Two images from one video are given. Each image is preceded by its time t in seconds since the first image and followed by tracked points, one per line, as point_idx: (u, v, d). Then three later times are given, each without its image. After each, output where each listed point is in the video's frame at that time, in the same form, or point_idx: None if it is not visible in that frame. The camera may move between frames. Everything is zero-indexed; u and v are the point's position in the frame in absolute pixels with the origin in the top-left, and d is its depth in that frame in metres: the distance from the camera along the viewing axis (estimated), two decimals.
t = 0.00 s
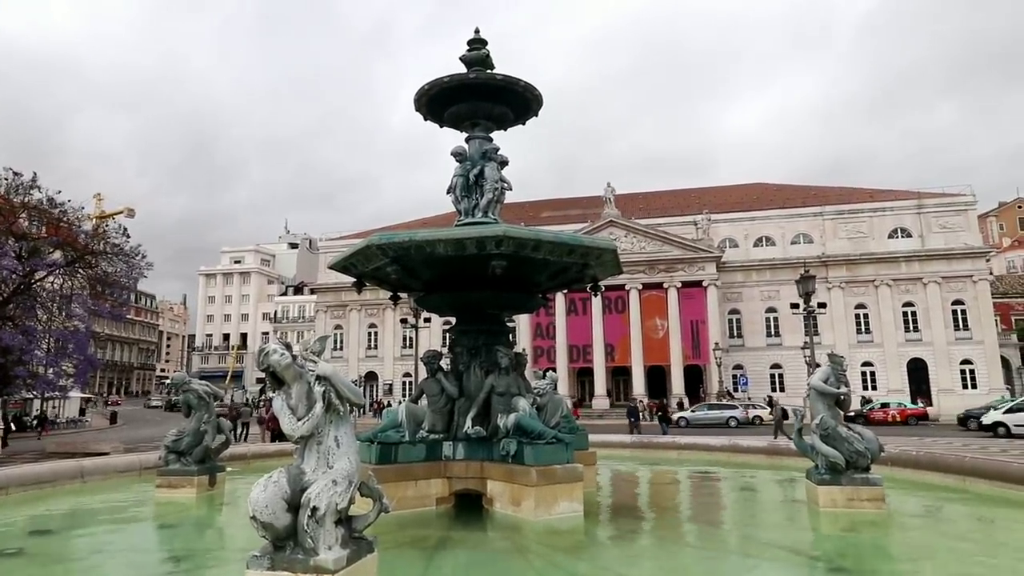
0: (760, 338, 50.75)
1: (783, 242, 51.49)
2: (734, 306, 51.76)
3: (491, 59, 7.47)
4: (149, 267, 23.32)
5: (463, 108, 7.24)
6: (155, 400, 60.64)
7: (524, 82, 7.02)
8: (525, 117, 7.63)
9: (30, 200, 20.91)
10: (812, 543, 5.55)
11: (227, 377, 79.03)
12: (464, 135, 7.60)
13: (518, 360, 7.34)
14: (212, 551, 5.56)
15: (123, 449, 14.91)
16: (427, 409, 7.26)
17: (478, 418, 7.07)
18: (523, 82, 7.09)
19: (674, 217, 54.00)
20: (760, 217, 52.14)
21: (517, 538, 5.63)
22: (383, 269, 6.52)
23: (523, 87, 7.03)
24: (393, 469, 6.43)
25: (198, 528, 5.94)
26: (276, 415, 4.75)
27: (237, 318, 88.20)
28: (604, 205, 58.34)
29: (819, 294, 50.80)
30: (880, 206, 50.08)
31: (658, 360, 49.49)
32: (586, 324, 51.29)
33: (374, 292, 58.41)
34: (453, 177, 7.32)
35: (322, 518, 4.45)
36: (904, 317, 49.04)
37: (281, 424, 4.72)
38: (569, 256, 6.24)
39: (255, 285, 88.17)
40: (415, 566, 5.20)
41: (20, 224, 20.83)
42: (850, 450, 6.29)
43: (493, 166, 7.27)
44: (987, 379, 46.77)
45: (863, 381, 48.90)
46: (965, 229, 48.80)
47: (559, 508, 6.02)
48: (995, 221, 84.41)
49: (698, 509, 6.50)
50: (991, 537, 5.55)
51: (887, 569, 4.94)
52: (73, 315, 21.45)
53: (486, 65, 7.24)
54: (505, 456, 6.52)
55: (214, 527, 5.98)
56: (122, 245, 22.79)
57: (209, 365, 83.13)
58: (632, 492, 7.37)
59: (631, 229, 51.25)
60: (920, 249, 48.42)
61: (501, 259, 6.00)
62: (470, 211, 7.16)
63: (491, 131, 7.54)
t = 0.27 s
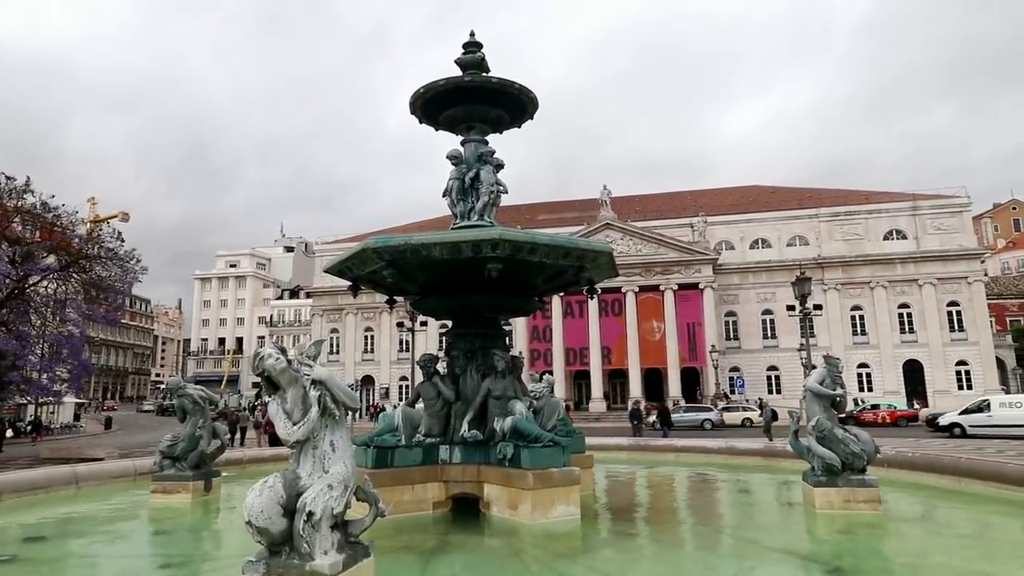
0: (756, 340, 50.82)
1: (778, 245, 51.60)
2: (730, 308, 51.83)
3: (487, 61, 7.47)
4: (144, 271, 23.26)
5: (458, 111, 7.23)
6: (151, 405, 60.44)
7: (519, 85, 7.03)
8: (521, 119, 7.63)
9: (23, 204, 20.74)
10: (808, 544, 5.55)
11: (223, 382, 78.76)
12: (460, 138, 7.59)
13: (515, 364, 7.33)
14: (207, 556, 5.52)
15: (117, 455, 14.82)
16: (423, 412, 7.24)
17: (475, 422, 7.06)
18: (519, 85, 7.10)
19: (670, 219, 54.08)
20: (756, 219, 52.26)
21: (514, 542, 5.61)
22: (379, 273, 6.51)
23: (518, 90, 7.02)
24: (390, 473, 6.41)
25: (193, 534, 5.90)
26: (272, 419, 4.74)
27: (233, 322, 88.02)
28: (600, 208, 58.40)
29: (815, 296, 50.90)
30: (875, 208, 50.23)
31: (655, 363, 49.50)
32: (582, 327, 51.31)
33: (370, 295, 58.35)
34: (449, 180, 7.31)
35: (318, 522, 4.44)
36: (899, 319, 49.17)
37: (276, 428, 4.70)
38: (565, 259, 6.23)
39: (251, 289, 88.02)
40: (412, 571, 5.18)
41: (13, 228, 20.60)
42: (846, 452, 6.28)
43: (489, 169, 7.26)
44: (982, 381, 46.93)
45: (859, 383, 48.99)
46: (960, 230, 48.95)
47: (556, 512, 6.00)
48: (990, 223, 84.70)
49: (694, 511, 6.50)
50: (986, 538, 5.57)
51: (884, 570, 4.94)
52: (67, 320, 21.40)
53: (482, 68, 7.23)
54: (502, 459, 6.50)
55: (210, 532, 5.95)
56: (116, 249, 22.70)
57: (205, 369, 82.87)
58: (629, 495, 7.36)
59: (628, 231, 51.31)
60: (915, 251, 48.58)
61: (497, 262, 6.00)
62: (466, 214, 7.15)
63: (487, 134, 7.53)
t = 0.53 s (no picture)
0: (752, 341, 50.90)
1: (774, 246, 51.70)
2: (726, 309, 51.89)
3: (482, 62, 7.45)
4: (139, 273, 23.17)
5: (454, 112, 7.22)
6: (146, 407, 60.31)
7: (515, 87, 7.02)
8: (516, 121, 7.63)
9: (17, 206, 20.50)
10: (803, 545, 5.58)
11: (219, 383, 78.58)
12: (455, 139, 7.58)
13: (510, 365, 7.36)
14: (203, 557, 5.54)
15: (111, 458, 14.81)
16: (419, 414, 7.24)
17: (471, 423, 7.07)
18: (514, 87, 7.09)
19: (666, 220, 54.16)
20: (751, 220, 52.35)
21: (509, 542, 5.63)
22: (374, 274, 6.51)
23: (514, 91, 7.02)
24: (385, 474, 6.41)
25: (189, 535, 5.92)
26: (267, 421, 4.74)
27: (229, 324, 87.94)
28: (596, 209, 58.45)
29: (810, 297, 50.99)
30: (870, 209, 50.38)
31: (651, 364, 49.57)
32: (578, 328, 51.37)
33: (367, 297, 58.32)
34: (445, 182, 7.31)
35: (313, 524, 4.45)
36: (894, 320, 49.31)
37: (271, 430, 4.71)
38: (561, 260, 6.24)
39: (246, 291, 87.90)
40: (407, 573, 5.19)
41: (8, 230, 20.40)
42: (841, 452, 6.30)
43: (485, 170, 7.26)
44: (976, 381, 47.14)
45: (854, 383, 49.13)
46: (954, 232, 49.13)
47: (552, 513, 6.01)
48: (983, 225, 84.88)
49: (690, 512, 6.51)
50: (979, 538, 5.59)
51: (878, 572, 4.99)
52: (62, 322, 21.59)
53: (477, 69, 7.22)
54: (497, 460, 6.50)
55: (206, 534, 5.95)
56: (111, 251, 22.69)
57: (201, 372, 82.71)
58: (625, 496, 7.36)
59: (624, 233, 51.37)
60: (910, 252, 48.73)
61: (493, 264, 6.00)
62: (461, 215, 7.14)
63: (482, 135, 7.51)
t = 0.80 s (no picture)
0: (752, 341, 50.90)
1: (773, 246, 51.67)
2: (725, 309, 51.88)
3: (480, 62, 7.45)
4: (138, 274, 23.21)
5: (453, 112, 7.21)
6: (146, 407, 60.37)
7: (513, 87, 7.01)
8: (515, 121, 7.61)
9: (16, 207, 20.45)
10: (802, 545, 5.58)
11: (219, 384, 78.57)
12: (454, 139, 7.56)
13: (509, 365, 7.37)
14: (202, 558, 5.55)
15: (112, 459, 14.87)
16: (418, 414, 7.24)
17: (470, 423, 7.08)
18: (513, 86, 7.07)
19: (665, 220, 54.13)
20: (750, 220, 52.33)
21: (509, 542, 5.63)
22: (373, 275, 6.51)
23: (513, 91, 7.01)
24: (385, 474, 6.41)
25: (189, 535, 5.92)
26: (267, 421, 4.74)
27: (229, 324, 88.00)
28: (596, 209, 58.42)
29: (810, 296, 50.96)
30: (869, 209, 50.36)
31: (651, 364, 49.63)
32: (578, 328, 51.48)
33: (366, 297, 58.34)
34: (444, 182, 7.30)
35: (313, 524, 4.45)
36: (893, 319, 49.32)
37: (271, 430, 4.70)
38: (560, 260, 6.24)
39: (246, 292, 87.94)
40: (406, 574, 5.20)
41: (8, 232, 20.36)
42: (840, 452, 6.30)
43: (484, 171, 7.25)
44: (976, 381, 47.18)
45: (854, 383, 49.14)
46: (953, 231, 49.12)
47: (551, 512, 6.01)
48: (982, 224, 84.60)
49: (689, 512, 6.50)
50: (978, 537, 5.60)
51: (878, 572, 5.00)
52: (62, 323, 21.57)
53: (476, 69, 7.21)
54: (497, 460, 6.51)
55: (206, 534, 5.95)
56: (110, 252, 22.62)
57: (201, 372, 82.75)
58: (624, 496, 7.37)
59: (623, 233, 51.33)
60: (909, 252, 48.73)
61: (492, 264, 6.01)
62: (461, 215, 7.13)
63: (481, 135, 7.50)
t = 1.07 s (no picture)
0: (753, 340, 50.88)
1: (774, 245, 51.60)
2: (726, 308, 51.88)
3: (483, 61, 7.45)
4: (141, 271, 23.21)
5: (455, 111, 7.21)
6: (149, 404, 60.64)
7: (516, 85, 7.00)
8: (517, 120, 7.61)
9: (20, 205, 20.65)
10: (803, 543, 5.60)
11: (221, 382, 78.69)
12: (456, 138, 7.56)
13: (511, 364, 7.39)
14: (205, 555, 5.57)
15: (115, 455, 14.94)
16: (420, 412, 7.25)
17: (472, 422, 7.09)
18: (516, 86, 7.07)
19: (667, 219, 54.09)
20: (752, 219, 52.27)
21: (511, 541, 5.64)
22: (375, 273, 6.53)
23: (514, 91, 7.01)
24: (386, 472, 6.42)
25: (191, 532, 5.94)
26: (269, 419, 4.76)
27: (231, 322, 88.11)
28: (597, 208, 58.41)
29: (811, 296, 50.92)
30: (871, 209, 50.29)
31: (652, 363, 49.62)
32: (579, 327, 51.48)
33: (368, 295, 58.37)
34: (446, 180, 7.30)
35: (315, 521, 4.47)
36: (895, 319, 49.31)
37: (273, 428, 4.72)
38: (562, 259, 6.25)
39: (248, 290, 87.97)
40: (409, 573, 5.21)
41: (11, 230, 20.53)
42: (841, 451, 6.30)
43: (486, 169, 7.26)
44: (976, 381, 47.12)
45: (854, 383, 49.13)
46: (954, 231, 49.06)
47: (552, 511, 6.02)
48: (984, 224, 84.47)
49: (690, 511, 6.51)
50: (980, 538, 5.61)
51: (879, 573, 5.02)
52: (64, 319, 21.40)
53: (478, 68, 7.22)
54: (498, 458, 6.52)
55: (207, 532, 5.96)
56: (113, 249, 22.60)
57: (204, 370, 82.92)
58: (625, 495, 7.37)
59: (625, 232, 51.31)
60: (910, 251, 48.69)
61: (494, 262, 6.01)
62: (462, 214, 7.13)
63: (483, 134, 7.51)
